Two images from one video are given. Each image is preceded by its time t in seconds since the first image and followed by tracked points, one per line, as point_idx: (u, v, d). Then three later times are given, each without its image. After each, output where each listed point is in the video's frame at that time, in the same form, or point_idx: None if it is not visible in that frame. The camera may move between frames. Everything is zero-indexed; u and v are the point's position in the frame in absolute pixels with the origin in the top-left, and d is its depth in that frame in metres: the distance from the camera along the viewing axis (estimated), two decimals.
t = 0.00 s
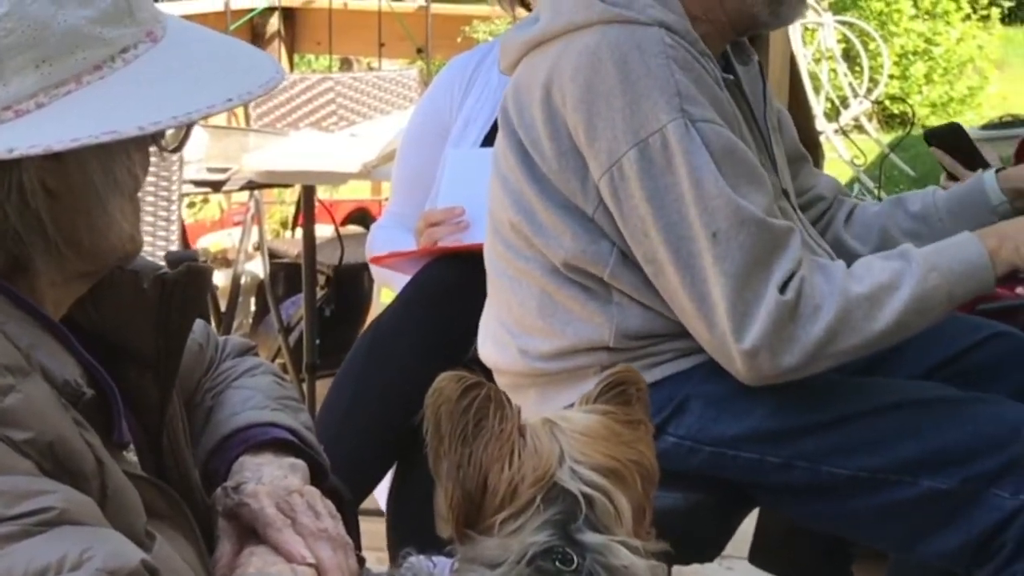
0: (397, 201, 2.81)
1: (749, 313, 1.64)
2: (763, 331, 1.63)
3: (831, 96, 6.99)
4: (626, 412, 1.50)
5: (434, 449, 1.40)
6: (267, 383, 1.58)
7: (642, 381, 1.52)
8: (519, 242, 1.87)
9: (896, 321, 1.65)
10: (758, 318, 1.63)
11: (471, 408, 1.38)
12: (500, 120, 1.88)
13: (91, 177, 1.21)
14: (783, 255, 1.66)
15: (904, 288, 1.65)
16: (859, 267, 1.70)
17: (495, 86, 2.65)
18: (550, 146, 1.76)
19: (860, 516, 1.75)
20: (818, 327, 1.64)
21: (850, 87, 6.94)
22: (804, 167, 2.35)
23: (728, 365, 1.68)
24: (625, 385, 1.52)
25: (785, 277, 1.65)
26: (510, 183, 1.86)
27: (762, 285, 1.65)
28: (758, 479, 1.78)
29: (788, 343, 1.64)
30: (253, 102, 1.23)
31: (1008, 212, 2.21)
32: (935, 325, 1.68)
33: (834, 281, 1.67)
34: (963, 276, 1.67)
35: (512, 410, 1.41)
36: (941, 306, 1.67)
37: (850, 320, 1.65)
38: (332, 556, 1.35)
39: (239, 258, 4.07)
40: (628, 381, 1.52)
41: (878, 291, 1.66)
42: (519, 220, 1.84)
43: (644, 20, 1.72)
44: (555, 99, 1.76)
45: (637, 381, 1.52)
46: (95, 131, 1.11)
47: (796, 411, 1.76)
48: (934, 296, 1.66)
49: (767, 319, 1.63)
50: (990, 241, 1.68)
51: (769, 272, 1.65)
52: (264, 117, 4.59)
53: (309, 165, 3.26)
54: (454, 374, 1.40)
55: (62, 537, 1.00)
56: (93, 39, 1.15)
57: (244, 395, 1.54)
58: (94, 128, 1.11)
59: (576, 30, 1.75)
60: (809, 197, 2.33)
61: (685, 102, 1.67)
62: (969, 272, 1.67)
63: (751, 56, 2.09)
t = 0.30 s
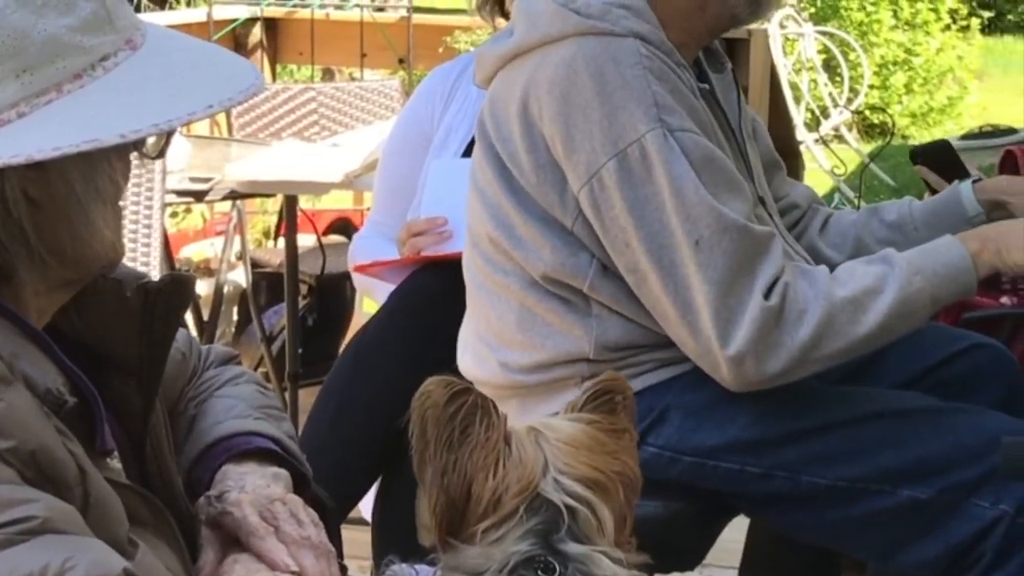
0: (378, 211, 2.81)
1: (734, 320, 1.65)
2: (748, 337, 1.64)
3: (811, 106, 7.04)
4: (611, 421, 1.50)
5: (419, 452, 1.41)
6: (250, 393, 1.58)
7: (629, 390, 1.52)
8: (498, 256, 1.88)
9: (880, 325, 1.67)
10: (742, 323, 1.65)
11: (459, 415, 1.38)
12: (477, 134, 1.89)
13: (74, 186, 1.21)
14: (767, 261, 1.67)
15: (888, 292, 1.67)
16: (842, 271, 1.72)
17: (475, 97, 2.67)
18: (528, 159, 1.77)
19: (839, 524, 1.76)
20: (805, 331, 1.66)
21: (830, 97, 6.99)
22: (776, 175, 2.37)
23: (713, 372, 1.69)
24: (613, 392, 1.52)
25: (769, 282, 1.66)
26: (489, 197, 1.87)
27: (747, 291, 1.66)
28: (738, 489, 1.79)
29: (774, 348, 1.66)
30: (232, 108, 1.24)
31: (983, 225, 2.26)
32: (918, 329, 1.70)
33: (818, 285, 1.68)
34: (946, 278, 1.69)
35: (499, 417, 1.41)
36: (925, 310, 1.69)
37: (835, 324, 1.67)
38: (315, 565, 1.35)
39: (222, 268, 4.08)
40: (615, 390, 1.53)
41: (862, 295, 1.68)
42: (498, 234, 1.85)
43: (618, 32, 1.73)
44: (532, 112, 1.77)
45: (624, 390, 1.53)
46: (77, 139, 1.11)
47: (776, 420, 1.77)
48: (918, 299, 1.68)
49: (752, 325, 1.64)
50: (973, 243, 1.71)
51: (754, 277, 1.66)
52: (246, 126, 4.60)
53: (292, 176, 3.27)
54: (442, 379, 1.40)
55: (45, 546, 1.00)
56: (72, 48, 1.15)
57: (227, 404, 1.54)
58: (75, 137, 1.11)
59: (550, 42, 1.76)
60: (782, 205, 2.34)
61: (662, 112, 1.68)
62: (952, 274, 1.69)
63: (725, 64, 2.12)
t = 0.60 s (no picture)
0: (362, 219, 2.82)
1: (713, 328, 1.67)
2: (727, 346, 1.65)
3: (792, 116, 7.09)
4: (593, 428, 1.50)
5: (402, 459, 1.42)
6: (233, 402, 1.59)
7: (610, 398, 1.53)
8: (482, 261, 1.88)
9: (858, 334, 1.68)
10: (722, 331, 1.66)
11: (441, 424, 1.39)
12: (461, 141, 1.89)
13: (56, 193, 1.22)
14: (748, 269, 1.68)
15: (867, 300, 1.69)
16: (821, 281, 1.73)
17: (459, 106, 2.67)
18: (512, 166, 1.78)
19: (819, 531, 1.78)
20: (784, 340, 1.67)
21: (810, 107, 7.04)
22: (759, 188, 2.38)
23: (693, 380, 1.70)
24: (593, 399, 1.53)
25: (747, 291, 1.67)
26: (473, 204, 1.88)
27: (726, 299, 1.67)
28: (718, 497, 1.80)
29: (753, 356, 1.67)
30: (213, 115, 1.24)
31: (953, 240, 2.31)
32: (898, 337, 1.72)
33: (796, 296, 1.70)
34: (924, 288, 1.71)
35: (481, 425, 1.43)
36: (904, 319, 1.71)
37: (814, 332, 1.68)
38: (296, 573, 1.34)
39: (204, 277, 4.08)
40: (597, 398, 1.54)
41: (841, 304, 1.69)
42: (481, 240, 1.86)
43: (603, 40, 1.74)
44: (516, 119, 1.77)
45: (604, 397, 1.54)
46: (58, 146, 1.12)
47: (757, 428, 1.78)
48: (897, 308, 1.69)
49: (731, 334, 1.65)
50: (952, 253, 1.74)
51: (733, 286, 1.68)
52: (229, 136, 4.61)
53: (274, 186, 3.28)
54: (424, 388, 1.42)
55: (28, 554, 1.00)
56: (51, 55, 1.15)
57: (210, 413, 1.54)
58: (57, 143, 1.12)
59: (536, 50, 1.77)
60: (765, 219, 2.36)
61: (645, 121, 1.69)
62: (930, 284, 1.71)
63: (710, 76, 2.13)
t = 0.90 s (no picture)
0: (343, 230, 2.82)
1: (698, 332, 1.67)
2: (714, 348, 1.66)
3: (773, 126, 7.13)
4: (575, 437, 1.51)
5: (383, 467, 1.40)
6: (215, 411, 1.59)
7: (594, 409, 1.54)
8: (463, 270, 1.89)
9: (845, 332, 1.70)
10: (708, 335, 1.67)
11: (423, 434, 1.38)
12: (443, 150, 1.90)
13: (36, 202, 1.22)
14: (731, 272, 1.70)
15: (851, 300, 1.70)
16: (803, 281, 1.75)
17: (438, 116, 2.68)
18: (494, 175, 1.78)
19: (798, 540, 1.79)
20: (770, 340, 1.68)
21: (791, 117, 7.07)
22: (741, 198, 2.40)
23: (680, 386, 1.71)
24: (577, 410, 1.54)
25: (732, 293, 1.68)
26: (454, 212, 1.88)
27: (711, 302, 1.68)
28: (699, 507, 1.81)
29: (739, 357, 1.68)
30: (196, 124, 1.25)
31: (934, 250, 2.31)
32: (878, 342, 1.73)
33: (780, 296, 1.71)
34: (908, 285, 1.72)
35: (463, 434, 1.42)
36: (887, 317, 1.72)
37: (799, 335, 1.69)
38: None
39: (186, 286, 4.07)
40: (580, 408, 1.54)
41: (825, 304, 1.70)
42: (462, 248, 1.86)
43: (583, 49, 1.75)
44: (497, 128, 1.78)
45: (588, 408, 1.54)
46: (39, 157, 1.11)
47: (738, 438, 1.79)
48: (880, 307, 1.71)
49: (718, 337, 1.66)
50: (932, 249, 1.76)
51: (718, 289, 1.69)
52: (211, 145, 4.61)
53: (256, 196, 3.29)
54: (406, 397, 1.40)
55: (10, 564, 1.00)
56: (33, 65, 1.15)
57: (191, 423, 1.54)
58: (41, 154, 1.12)
59: (517, 59, 1.78)
60: (747, 229, 2.37)
61: (627, 128, 1.70)
62: (913, 280, 1.72)
63: (691, 86, 2.15)
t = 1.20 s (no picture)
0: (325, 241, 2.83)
1: (680, 341, 1.69)
2: (695, 356, 1.67)
3: (755, 135, 7.17)
4: (568, 452, 1.51)
5: (376, 462, 1.41)
6: (196, 420, 1.59)
7: (592, 423, 1.54)
8: (445, 278, 1.89)
9: (826, 342, 1.71)
10: (690, 342, 1.68)
11: (418, 436, 1.39)
12: (423, 160, 1.89)
13: (20, 212, 1.23)
14: (713, 279, 1.70)
15: (832, 310, 1.71)
16: (786, 290, 1.75)
17: (420, 125, 2.70)
18: (475, 183, 1.79)
19: (780, 546, 1.80)
20: (752, 348, 1.69)
21: (773, 126, 7.10)
22: (721, 207, 2.42)
23: (661, 393, 1.73)
24: (575, 424, 1.54)
25: (715, 301, 1.69)
26: (434, 221, 1.88)
27: (694, 310, 1.69)
28: (681, 513, 1.82)
29: (721, 365, 1.69)
30: (179, 135, 1.25)
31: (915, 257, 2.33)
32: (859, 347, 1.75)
33: (762, 305, 1.71)
34: (889, 296, 1.73)
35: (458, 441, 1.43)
36: (869, 325, 1.73)
37: (780, 343, 1.71)
38: None
39: (168, 295, 4.07)
40: (579, 423, 1.54)
41: (807, 313, 1.71)
42: (443, 256, 1.87)
43: (565, 58, 1.76)
44: (478, 136, 1.79)
45: (587, 422, 1.54)
46: (19, 166, 1.11)
47: (720, 444, 1.80)
48: (861, 316, 1.72)
49: (699, 345, 1.67)
50: (911, 261, 1.76)
51: (700, 297, 1.70)
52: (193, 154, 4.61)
53: (239, 205, 3.29)
54: (406, 397, 1.41)
55: None
56: (17, 75, 1.16)
57: (173, 431, 1.54)
58: (22, 164, 1.12)
59: (498, 67, 1.79)
60: (727, 238, 2.39)
61: (608, 136, 1.72)
62: (894, 291, 1.73)
63: (671, 96, 2.16)
